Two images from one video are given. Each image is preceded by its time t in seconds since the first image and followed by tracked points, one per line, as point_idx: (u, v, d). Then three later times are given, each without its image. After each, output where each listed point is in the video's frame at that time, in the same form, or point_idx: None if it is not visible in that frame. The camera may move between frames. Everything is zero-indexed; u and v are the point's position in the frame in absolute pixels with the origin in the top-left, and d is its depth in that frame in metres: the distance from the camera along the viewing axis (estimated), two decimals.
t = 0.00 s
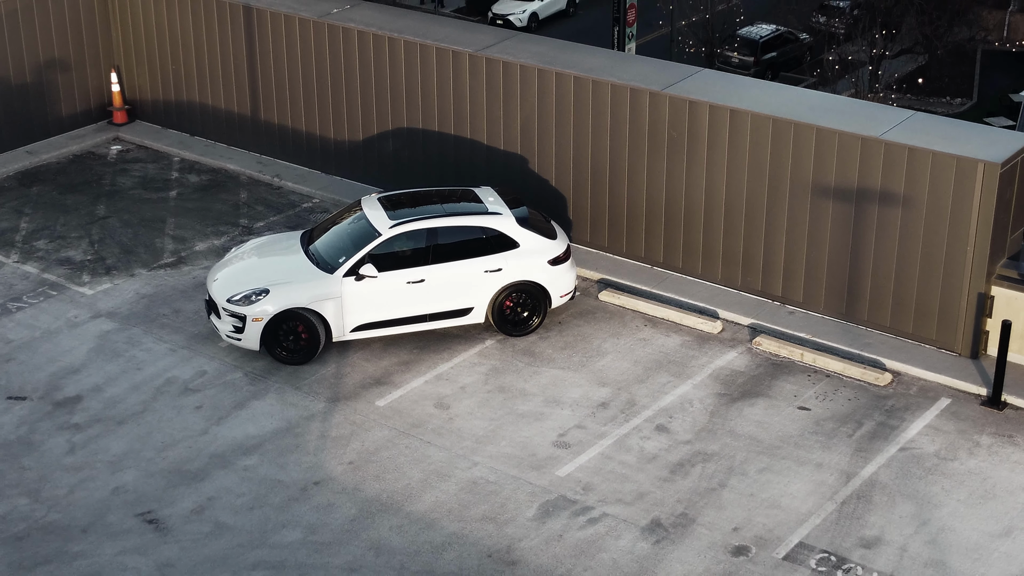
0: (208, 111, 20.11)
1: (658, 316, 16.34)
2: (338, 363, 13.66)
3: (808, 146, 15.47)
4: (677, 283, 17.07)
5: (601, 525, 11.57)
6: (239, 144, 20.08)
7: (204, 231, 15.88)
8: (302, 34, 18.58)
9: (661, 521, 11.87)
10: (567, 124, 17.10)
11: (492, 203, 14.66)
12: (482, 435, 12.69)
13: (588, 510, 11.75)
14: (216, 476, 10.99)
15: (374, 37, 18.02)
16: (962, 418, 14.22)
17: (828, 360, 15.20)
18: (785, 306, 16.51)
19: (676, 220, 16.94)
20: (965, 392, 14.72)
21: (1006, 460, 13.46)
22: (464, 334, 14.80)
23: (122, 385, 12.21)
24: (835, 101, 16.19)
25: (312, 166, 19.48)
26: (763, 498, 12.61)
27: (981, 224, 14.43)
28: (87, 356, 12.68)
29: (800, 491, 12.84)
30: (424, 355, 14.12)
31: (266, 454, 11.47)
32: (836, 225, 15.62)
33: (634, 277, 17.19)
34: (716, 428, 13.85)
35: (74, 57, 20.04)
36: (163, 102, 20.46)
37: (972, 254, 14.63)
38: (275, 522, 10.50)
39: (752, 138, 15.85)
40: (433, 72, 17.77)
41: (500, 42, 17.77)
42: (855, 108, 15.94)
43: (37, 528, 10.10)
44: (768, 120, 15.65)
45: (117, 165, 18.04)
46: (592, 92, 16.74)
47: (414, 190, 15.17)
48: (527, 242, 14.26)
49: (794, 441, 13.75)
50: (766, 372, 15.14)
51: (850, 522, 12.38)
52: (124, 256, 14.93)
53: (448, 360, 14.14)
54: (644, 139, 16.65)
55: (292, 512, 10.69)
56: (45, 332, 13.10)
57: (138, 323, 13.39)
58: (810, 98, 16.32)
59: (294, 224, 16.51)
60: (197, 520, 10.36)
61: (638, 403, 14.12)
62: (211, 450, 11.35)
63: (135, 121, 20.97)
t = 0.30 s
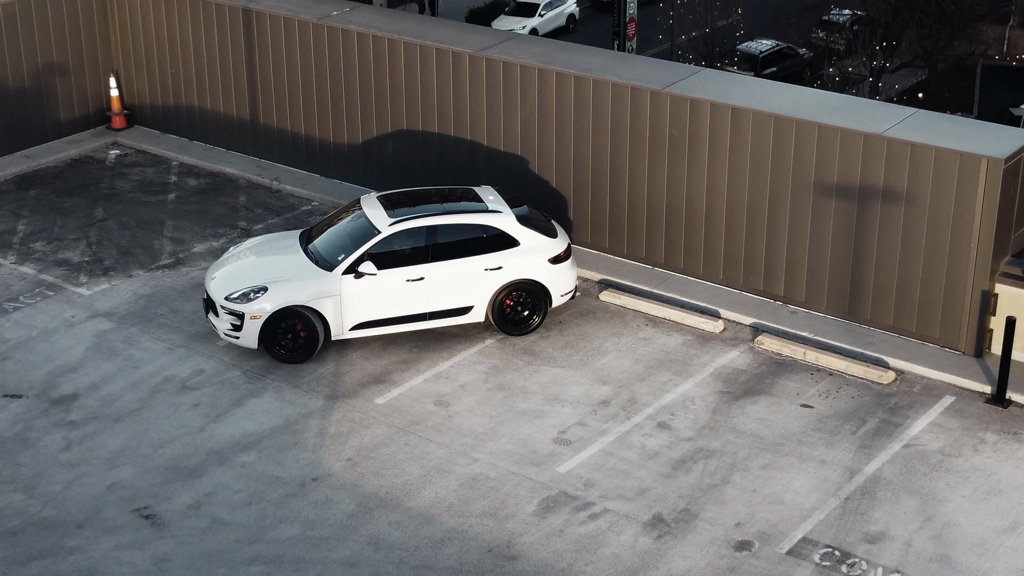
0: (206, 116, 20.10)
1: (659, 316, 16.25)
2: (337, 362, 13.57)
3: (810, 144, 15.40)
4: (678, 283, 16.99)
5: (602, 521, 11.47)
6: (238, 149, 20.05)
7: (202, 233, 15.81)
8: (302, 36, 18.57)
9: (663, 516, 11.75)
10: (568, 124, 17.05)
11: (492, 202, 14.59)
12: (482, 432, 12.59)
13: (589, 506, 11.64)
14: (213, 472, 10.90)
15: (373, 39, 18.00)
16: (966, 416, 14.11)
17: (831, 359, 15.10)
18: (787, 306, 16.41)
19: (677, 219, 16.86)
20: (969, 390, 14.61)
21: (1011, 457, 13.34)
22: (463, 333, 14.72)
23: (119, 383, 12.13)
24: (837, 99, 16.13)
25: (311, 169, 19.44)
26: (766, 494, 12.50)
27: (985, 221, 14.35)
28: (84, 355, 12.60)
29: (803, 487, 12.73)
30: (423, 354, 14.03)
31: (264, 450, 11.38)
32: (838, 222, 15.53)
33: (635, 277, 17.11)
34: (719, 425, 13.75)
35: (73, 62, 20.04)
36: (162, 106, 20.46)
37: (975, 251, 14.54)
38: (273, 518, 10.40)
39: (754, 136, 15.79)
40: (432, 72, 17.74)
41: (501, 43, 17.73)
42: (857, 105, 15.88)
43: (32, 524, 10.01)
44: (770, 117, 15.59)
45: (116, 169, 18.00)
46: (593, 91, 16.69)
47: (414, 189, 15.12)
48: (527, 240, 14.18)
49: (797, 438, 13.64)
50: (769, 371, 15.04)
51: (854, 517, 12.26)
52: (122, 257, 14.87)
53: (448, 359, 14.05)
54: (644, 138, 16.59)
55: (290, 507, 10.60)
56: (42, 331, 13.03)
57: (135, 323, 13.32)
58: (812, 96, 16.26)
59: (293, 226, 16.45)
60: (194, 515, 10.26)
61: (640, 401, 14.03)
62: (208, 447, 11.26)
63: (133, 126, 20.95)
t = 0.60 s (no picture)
0: (206, 119, 20.08)
1: (661, 313, 16.16)
2: (337, 359, 13.50)
3: (812, 139, 15.33)
4: (680, 282, 16.88)
5: (605, 514, 11.36)
6: (237, 151, 20.02)
7: (201, 233, 15.75)
8: (302, 37, 18.56)
9: (666, 509, 11.65)
10: (569, 122, 17.00)
11: (493, 198, 14.54)
12: (482, 427, 12.50)
13: (591, 499, 11.54)
14: (211, 466, 10.82)
15: (373, 39, 17.99)
16: (971, 410, 14.00)
17: (834, 355, 15.00)
18: (790, 304, 16.30)
19: (679, 217, 16.78)
20: (974, 385, 14.49)
21: (1017, 450, 13.23)
22: (464, 330, 14.64)
23: (117, 379, 12.06)
24: (839, 95, 16.07)
25: (311, 171, 19.41)
26: (770, 488, 12.39)
27: (989, 214, 14.26)
28: (81, 352, 12.53)
29: (807, 480, 12.62)
30: (423, 350, 13.95)
31: (263, 445, 11.29)
32: (841, 218, 15.45)
33: (636, 276, 17.02)
34: (721, 420, 13.65)
35: (72, 65, 20.04)
36: (162, 109, 20.45)
37: (980, 245, 14.44)
38: (271, 511, 10.31)
39: (756, 132, 15.73)
40: (432, 72, 17.72)
41: (501, 42, 17.70)
42: (859, 101, 15.82)
43: (28, 517, 9.93)
44: (772, 113, 15.52)
45: (115, 171, 17.98)
46: (593, 89, 16.65)
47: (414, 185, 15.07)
48: (527, 236, 14.10)
49: (800, 432, 13.54)
50: (772, 367, 14.94)
51: (859, 510, 12.15)
52: (120, 257, 14.81)
53: (448, 355, 13.98)
54: (646, 135, 16.53)
55: (289, 500, 10.51)
56: (39, 329, 12.96)
57: (133, 320, 13.26)
58: (814, 92, 16.21)
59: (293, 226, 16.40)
60: (192, 509, 10.17)
61: (642, 396, 13.93)
62: (206, 442, 11.18)
63: (132, 129, 20.94)
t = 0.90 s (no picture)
0: (205, 121, 20.10)
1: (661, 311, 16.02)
2: (335, 355, 13.46)
3: (813, 135, 15.23)
4: (680, 280, 16.73)
5: (605, 506, 11.28)
6: (237, 154, 20.01)
7: (199, 233, 15.72)
8: (302, 38, 18.57)
9: (667, 502, 11.56)
10: (569, 120, 16.95)
11: (493, 195, 14.50)
12: (482, 421, 12.43)
13: (591, 492, 11.46)
14: (209, 459, 10.80)
15: (372, 39, 17.99)
16: (974, 405, 13.88)
17: (836, 351, 14.84)
18: (791, 302, 16.13)
19: (679, 215, 16.67)
20: (977, 381, 14.34)
21: (1020, 444, 13.13)
22: (463, 327, 14.56)
23: (114, 375, 12.04)
24: (840, 92, 15.99)
25: (310, 173, 19.40)
26: (771, 481, 12.30)
27: (990, 209, 14.16)
28: (78, 348, 12.51)
29: (809, 474, 12.52)
30: (422, 347, 13.89)
31: (261, 439, 11.25)
32: (843, 214, 15.32)
33: (637, 275, 16.87)
34: (723, 414, 13.56)
35: (71, 69, 20.06)
36: (161, 113, 20.46)
37: (982, 239, 14.31)
38: (268, 504, 10.28)
39: (756, 128, 15.64)
40: (432, 71, 17.71)
41: (501, 42, 17.67)
42: (861, 97, 15.74)
43: (23, 509, 9.97)
44: (772, 109, 15.43)
45: (113, 174, 18.01)
46: (593, 86, 16.61)
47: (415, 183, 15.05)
48: (527, 233, 14.03)
49: (802, 426, 13.44)
50: (773, 362, 14.82)
51: (861, 503, 12.05)
52: (118, 256, 14.79)
53: (448, 352, 13.91)
54: (646, 133, 16.46)
55: (285, 493, 10.45)
56: (36, 326, 12.94)
57: (130, 318, 13.23)
58: (815, 89, 16.13)
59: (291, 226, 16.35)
60: (189, 501, 10.20)
61: (643, 392, 13.84)
62: (203, 436, 11.14)
63: (131, 133, 20.94)
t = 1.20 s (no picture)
0: (205, 149, 20.17)
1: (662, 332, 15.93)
2: (334, 376, 13.41)
3: (814, 155, 15.23)
4: (680, 302, 16.66)
5: (606, 522, 11.18)
6: (236, 182, 20.05)
7: (198, 258, 15.71)
8: (302, 64, 18.67)
9: (669, 518, 11.46)
10: (569, 143, 16.97)
11: (493, 216, 14.49)
12: (482, 440, 12.35)
13: (592, 508, 11.36)
14: (206, 477, 10.73)
15: (372, 64, 18.08)
16: (978, 424, 13.78)
17: (838, 371, 14.73)
18: (792, 323, 16.05)
19: (679, 238, 16.64)
20: (980, 401, 14.25)
21: None
22: (463, 348, 14.50)
23: (111, 395, 11.98)
24: (841, 113, 16.01)
25: (309, 200, 19.44)
26: (774, 497, 12.19)
27: (993, 228, 14.15)
28: (76, 369, 12.47)
29: (812, 491, 12.41)
30: (422, 368, 13.83)
31: (259, 457, 11.18)
32: (844, 234, 15.28)
33: (637, 297, 16.81)
34: (725, 433, 13.46)
35: (71, 97, 20.14)
36: (161, 141, 20.55)
37: (984, 257, 14.28)
38: (266, 520, 10.20)
39: (757, 149, 15.64)
40: (432, 96, 17.77)
41: (501, 66, 17.73)
42: (861, 118, 15.76)
43: (18, 526, 9.89)
44: (773, 130, 15.45)
45: (112, 201, 18.06)
46: (593, 109, 16.64)
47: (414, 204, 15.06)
48: (528, 253, 14.00)
49: (805, 445, 13.33)
50: (775, 383, 14.71)
51: (865, 519, 11.93)
52: (117, 280, 14.77)
53: (447, 372, 13.84)
54: (647, 155, 16.46)
55: (284, 510, 10.37)
56: (33, 347, 12.91)
57: (128, 339, 13.20)
58: (815, 111, 16.15)
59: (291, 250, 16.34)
60: (185, 517, 10.11)
61: (643, 411, 13.76)
62: (201, 454, 11.08)
63: (131, 161, 21.01)
